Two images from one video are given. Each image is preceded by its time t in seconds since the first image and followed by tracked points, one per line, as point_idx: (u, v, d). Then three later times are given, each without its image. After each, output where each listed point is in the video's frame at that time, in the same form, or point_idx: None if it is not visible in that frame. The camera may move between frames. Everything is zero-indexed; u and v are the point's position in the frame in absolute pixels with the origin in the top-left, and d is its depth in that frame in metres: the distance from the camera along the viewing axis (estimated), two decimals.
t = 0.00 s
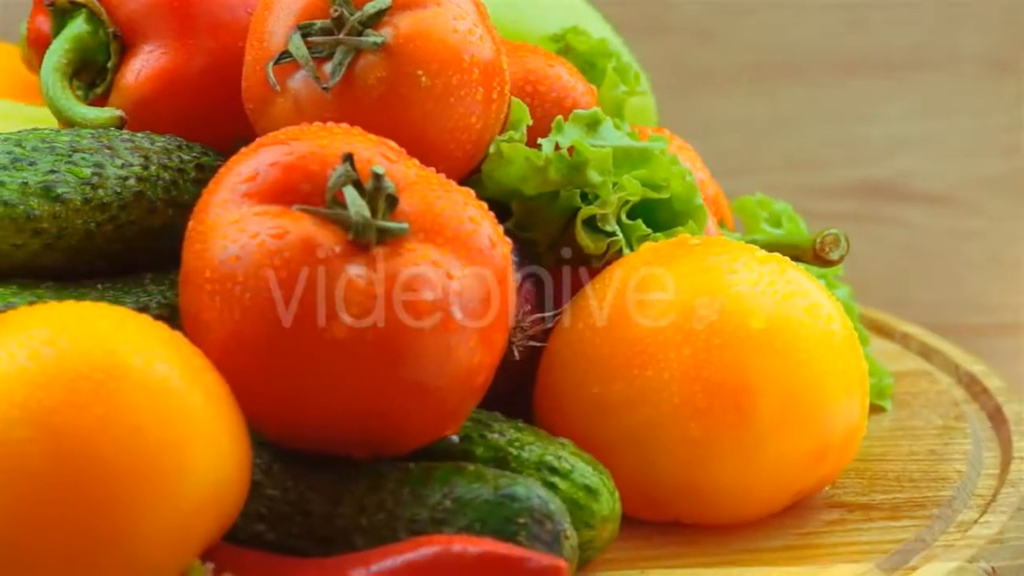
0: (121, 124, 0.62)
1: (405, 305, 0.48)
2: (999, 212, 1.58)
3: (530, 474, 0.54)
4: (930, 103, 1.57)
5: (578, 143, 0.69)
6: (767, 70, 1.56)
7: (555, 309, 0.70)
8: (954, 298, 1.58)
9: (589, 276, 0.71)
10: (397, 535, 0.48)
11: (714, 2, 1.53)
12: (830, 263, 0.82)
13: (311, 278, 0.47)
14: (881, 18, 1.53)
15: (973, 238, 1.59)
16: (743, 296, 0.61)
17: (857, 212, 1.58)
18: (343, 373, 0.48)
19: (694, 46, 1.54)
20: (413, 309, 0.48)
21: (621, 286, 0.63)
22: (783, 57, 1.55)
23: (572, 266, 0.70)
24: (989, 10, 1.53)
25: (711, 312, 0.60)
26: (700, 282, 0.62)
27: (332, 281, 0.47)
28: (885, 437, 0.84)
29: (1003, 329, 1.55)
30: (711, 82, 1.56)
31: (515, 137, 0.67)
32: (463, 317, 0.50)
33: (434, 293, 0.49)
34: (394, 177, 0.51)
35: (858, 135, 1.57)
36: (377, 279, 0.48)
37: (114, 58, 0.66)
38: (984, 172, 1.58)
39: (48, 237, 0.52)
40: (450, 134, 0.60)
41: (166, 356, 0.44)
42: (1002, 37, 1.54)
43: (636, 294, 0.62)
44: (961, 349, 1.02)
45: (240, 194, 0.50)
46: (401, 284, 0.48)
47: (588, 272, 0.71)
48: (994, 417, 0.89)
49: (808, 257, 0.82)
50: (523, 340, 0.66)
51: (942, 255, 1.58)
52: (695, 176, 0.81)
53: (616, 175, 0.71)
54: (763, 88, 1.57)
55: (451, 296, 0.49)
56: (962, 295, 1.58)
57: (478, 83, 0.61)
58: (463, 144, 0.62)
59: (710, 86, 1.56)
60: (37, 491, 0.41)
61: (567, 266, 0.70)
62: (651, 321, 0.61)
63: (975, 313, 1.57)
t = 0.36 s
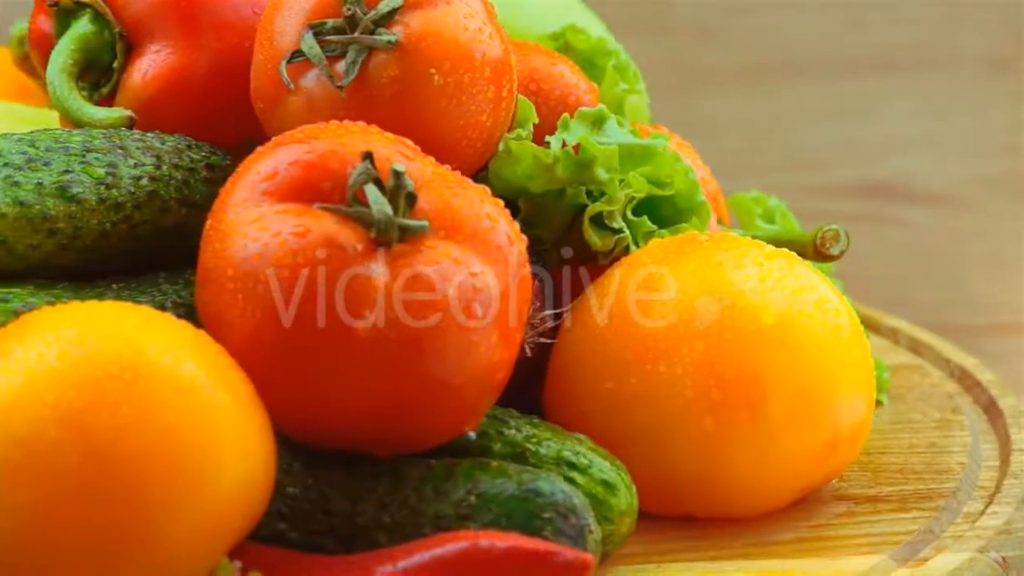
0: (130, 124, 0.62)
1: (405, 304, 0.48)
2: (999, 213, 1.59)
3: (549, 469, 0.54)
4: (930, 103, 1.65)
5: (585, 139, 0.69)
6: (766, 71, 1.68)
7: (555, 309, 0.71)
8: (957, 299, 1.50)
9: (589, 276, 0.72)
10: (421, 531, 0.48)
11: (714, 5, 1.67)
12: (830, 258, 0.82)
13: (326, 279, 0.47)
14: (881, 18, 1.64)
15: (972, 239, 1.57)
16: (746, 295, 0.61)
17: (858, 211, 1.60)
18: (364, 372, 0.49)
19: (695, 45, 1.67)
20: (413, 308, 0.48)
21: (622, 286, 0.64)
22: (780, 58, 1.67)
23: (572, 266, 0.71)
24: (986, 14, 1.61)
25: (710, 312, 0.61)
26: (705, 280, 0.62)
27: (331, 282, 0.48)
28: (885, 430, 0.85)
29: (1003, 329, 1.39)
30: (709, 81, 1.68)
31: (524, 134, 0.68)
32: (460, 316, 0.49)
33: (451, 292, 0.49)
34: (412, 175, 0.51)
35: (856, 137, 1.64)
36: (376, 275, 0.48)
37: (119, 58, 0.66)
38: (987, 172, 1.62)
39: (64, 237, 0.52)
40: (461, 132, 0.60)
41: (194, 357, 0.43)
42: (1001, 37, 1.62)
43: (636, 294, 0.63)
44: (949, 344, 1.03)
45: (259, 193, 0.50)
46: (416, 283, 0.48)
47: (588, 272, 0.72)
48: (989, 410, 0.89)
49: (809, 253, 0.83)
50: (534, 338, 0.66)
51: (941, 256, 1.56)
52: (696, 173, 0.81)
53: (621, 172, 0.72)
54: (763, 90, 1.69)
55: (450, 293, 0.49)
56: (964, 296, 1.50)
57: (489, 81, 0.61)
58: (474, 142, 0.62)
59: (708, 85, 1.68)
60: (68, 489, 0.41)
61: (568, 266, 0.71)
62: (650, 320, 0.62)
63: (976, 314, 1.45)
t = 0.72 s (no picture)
0: (139, 124, 0.61)
1: (404, 305, 0.48)
2: (1000, 212, 1.61)
3: (567, 465, 0.54)
4: (930, 103, 1.65)
5: (590, 137, 0.69)
6: (766, 70, 1.67)
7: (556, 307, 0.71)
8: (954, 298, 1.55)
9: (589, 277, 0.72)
10: (444, 527, 0.48)
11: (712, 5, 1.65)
12: (830, 254, 0.83)
13: (343, 279, 0.48)
14: (881, 18, 1.64)
15: (972, 239, 1.60)
16: (745, 294, 0.62)
17: (859, 212, 1.61)
18: (387, 369, 0.49)
19: (695, 45, 1.66)
20: (414, 308, 0.48)
21: (623, 288, 0.65)
22: (780, 57, 1.67)
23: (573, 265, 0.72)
24: (986, 14, 1.62)
25: (710, 312, 0.61)
26: (708, 279, 0.63)
27: (333, 282, 0.48)
28: (884, 423, 0.86)
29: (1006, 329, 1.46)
30: (710, 82, 1.67)
31: (532, 133, 0.68)
32: (462, 317, 0.49)
33: (476, 286, 0.49)
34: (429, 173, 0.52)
35: (856, 137, 1.65)
36: (380, 277, 0.48)
37: (124, 59, 0.66)
38: (986, 172, 1.64)
39: (80, 237, 0.52)
40: (473, 130, 0.61)
41: (221, 357, 0.43)
42: (1001, 37, 1.62)
43: (636, 294, 0.64)
44: (937, 337, 1.04)
45: (277, 191, 0.50)
46: (440, 281, 0.48)
47: (588, 272, 0.72)
48: (983, 403, 0.90)
49: (808, 248, 0.83)
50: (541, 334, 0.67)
51: (942, 257, 1.59)
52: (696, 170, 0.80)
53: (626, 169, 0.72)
54: (762, 89, 1.68)
55: (451, 293, 0.48)
56: (964, 296, 1.54)
57: (499, 78, 0.61)
58: (485, 140, 0.62)
59: (709, 85, 1.67)
60: (99, 491, 0.40)
61: (567, 266, 0.72)
62: (653, 321, 0.62)
63: (978, 314, 1.51)
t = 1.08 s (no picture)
0: (148, 124, 0.61)
1: (404, 303, 0.48)
2: (1000, 212, 1.63)
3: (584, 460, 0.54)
4: (930, 102, 1.65)
5: (597, 135, 0.69)
6: (767, 70, 1.67)
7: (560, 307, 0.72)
8: (957, 300, 1.57)
9: (589, 276, 0.73)
10: (467, 523, 0.49)
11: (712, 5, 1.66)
12: (829, 249, 0.84)
13: (361, 277, 0.47)
14: (880, 18, 1.63)
15: (972, 238, 1.62)
16: (748, 294, 0.62)
17: (859, 211, 1.61)
18: (409, 367, 0.49)
19: (697, 45, 1.66)
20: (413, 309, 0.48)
21: (624, 286, 0.65)
22: (780, 56, 1.66)
23: (572, 265, 0.73)
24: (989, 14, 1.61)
25: (709, 313, 0.62)
26: (711, 278, 0.63)
27: (331, 282, 0.48)
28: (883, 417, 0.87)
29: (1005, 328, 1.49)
30: (709, 82, 1.67)
31: (538, 131, 0.69)
32: (460, 315, 0.48)
33: (496, 281, 0.49)
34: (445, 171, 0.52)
35: (854, 137, 1.65)
36: (376, 276, 0.47)
37: (130, 59, 0.66)
38: (986, 173, 1.64)
39: (95, 237, 0.51)
40: (484, 128, 0.61)
41: (247, 356, 0.43)
42: (1002, 37, 1.62)
43: (637, 294, 0.64)
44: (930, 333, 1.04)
45: (296, 190, 0.50)
46: (461, 278, 0.48)
47: (588, 271, 0.73)
48: (977, 396, 0.90)
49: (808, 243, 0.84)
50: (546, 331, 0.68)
51: (941, 258, 1.61)
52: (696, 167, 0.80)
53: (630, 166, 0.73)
54: (763, 89, 1.67)
55: (451, 292, 0.48)
56: (964, 297, 1.57)
57: (508, 77, 0.62)
58: (494, 138, 0.62)
59: (710, 86, 1.67)
60: (129, 490, 0.40)
61: (568, 266, 0.73)
62: (651, 321, 0.63)
63: (981, 313, 1.54)
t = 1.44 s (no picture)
0: (156, 123, 0.61)
1: (404, 303, 0.48)
2: (1000, 213, 1.60)
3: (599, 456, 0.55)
4: (930, 102, 1.65)
5: (602, 132, 0.70)
6: (768, 70, 1.66)
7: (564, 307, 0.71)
8: (955, 300, 1.52)
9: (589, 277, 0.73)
10: (489, 519, 0.49)
11: (713, 4, 1.65)
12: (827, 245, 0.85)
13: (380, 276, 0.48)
14: (880, 17, 1.64)
15: (973, 238, 1.59)
16: (747, 294, 0.62)
17: (858, 210, 1.59)
18: (430, 364, 0.49)
19: (697, 45, 1.66)
20: (413, 309, 0.48)
21: (624, 286, 0.66)
22: (781, 57, 1.66)
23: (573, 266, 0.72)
24: (989, 14, 1.63)
25: (712, 312, 0.62)
26: (712, 277, 0.63)
27: (336, 286, 0.48)
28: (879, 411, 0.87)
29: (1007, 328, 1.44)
30: (710, 82, 1.66)
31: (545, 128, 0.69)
32: (460, 315, 0.48)
33: (513, 279, 0.49)
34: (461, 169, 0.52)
35: (853, 137, 1.64)
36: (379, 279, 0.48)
37: (136, 59, 0.65)
38: (986, 173, 1.63)
39: (111, 237, 0.51)
40: (494, 125, 0.61)
41: (274, 356, 0.43)
42: (1001, 37, 1.64)
43: (637, 294, 0.65)
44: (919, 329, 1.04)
45: (314, 189, 0.50)
46: (481, 275, 0.49)
47: (588, 273, 0.73)
48: (970, 389, 0.91)
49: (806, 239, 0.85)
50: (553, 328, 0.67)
51: (941, 258, 1.57)
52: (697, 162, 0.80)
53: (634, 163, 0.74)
54: (763, 89, 1.67)
55: (451, 292, 0.48)
56: (963, 297, 1.51)
57: (517, 75, 0.62)
58: (503, 135, 0.63)
59: (711, 85, 1.66)
60: (159, 490, 0.40)
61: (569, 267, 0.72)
62: (651, 321, 0.64)
63: (979, 313, 1.49)
